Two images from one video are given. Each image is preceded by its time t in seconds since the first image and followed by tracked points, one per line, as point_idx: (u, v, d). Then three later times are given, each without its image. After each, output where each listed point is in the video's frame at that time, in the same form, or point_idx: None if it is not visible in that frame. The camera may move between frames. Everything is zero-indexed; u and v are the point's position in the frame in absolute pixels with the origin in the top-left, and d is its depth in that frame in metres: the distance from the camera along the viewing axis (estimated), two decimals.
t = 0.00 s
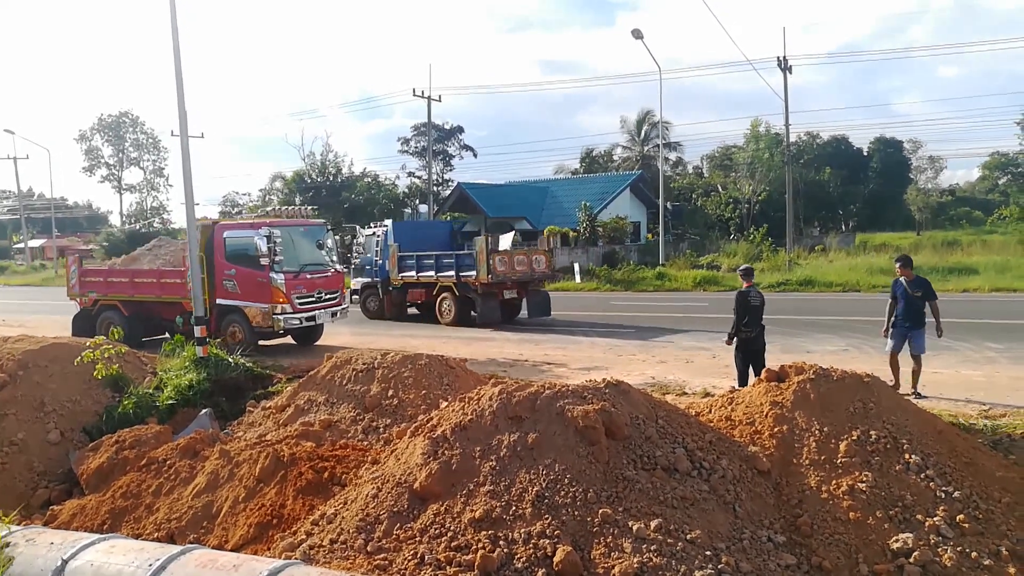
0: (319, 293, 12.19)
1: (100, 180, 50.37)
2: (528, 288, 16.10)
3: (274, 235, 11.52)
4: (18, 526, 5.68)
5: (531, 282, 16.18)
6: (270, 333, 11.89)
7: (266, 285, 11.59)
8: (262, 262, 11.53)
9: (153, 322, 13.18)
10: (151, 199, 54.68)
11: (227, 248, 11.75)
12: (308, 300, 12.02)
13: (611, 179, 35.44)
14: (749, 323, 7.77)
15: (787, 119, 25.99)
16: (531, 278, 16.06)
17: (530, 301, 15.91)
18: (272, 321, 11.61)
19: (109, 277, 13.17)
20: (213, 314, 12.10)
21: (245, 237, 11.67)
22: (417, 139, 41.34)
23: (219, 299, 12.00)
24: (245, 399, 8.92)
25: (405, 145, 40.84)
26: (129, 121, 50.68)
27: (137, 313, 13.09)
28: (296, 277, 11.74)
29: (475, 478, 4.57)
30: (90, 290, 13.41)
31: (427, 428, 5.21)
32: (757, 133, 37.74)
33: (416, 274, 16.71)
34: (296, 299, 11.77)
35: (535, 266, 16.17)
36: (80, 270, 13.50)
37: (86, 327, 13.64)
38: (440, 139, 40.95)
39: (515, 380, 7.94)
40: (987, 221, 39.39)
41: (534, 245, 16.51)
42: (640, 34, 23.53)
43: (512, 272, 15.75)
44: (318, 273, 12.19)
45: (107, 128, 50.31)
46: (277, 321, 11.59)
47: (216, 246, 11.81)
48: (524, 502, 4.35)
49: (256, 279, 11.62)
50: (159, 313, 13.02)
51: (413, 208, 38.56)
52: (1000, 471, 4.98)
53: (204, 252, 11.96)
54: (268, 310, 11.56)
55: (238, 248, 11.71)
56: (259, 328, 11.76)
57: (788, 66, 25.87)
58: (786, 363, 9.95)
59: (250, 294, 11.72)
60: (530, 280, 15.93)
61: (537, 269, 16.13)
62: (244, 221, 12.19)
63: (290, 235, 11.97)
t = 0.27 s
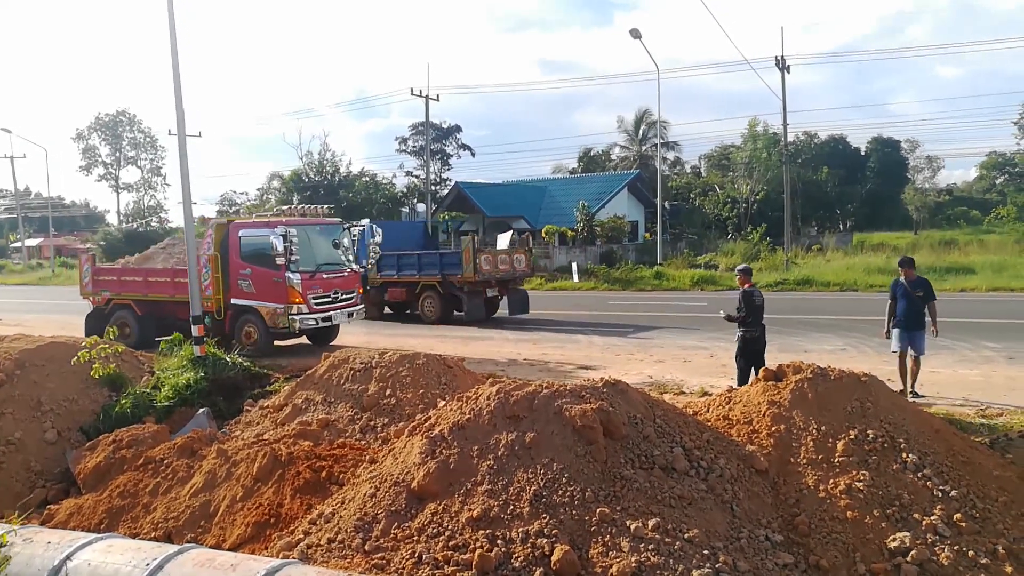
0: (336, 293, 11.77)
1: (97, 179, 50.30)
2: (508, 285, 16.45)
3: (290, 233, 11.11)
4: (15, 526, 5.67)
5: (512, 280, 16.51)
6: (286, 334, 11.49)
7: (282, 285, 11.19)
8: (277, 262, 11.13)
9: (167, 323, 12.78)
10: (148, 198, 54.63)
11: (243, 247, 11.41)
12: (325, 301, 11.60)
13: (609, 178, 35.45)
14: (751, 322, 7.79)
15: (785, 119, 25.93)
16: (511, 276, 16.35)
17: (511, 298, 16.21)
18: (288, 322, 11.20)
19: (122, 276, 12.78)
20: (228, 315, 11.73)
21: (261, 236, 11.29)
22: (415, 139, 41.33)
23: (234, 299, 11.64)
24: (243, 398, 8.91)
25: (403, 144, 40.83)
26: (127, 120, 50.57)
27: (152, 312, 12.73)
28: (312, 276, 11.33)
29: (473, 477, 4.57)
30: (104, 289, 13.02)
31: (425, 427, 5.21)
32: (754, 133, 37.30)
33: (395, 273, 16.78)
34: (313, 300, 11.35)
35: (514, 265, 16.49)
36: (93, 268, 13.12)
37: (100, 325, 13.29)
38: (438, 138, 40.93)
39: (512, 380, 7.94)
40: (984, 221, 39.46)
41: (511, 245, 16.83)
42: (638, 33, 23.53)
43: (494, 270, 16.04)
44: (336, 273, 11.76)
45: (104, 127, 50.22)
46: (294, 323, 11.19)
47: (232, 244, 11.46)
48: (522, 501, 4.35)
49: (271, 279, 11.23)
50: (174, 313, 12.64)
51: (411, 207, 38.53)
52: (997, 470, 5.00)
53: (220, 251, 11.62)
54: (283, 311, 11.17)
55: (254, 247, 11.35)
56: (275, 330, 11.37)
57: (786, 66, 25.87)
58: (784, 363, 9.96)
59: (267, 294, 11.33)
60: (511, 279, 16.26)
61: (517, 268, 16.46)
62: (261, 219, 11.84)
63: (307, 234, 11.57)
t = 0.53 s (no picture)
0: (358, 292, 11.63)
1: (94, 177, 50.24)
2: (480, 283, 16.80)
3: (313, 231, 10.94)
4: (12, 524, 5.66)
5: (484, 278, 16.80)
6: (307, 334, 11.34)
7: (304, 284, 11.03)
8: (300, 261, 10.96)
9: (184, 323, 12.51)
10: (145, 196, 54.57)
11: (264, 245, 11.26)
12: (347, 300, 11.46)
13: (607, 177, 35.44)
14: (751, 320, 7.81)
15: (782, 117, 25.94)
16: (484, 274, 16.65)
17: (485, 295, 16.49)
18: (310, 322, 11.05)
19: (141, 274, 12.57)
20: (248, 315, 11.56)
21: (282, 234, 11.12)
22: (412, 137, 41.28)
23: (254, 297, 11.47)
24: (240, 396, 8.90)
25: (400, 142, 40.78)
26: (123, 118, 50.48)
27: (170, 312, 12.47)
28: (334, 275, 11.18)
29: (471, 475, 4.57)
30: (122, 288, 12.79)
31: (423, 426, 5.21)
32: (751, 131, 37.60)
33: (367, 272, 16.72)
34: (335, 299, 11.21)
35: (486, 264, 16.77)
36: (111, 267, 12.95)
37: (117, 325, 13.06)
38: (435, 136, 40.92)
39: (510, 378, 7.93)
40: (981, 219, 39.54)
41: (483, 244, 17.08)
42: (635, 31, 23.53)
43: (469, 268, 16.34)
44: (357, 272, 11.63)
45: (101, 125, 50.14)
46: (316, 322, 11.04)
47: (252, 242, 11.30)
48: (520, 499, 4.35)
49: (293, 278, 11.06)
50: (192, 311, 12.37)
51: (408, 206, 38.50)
52: (993, 468, 5.01)
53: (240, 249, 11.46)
54: (305, 310, 11.00)
55: (275, 245, 11.20)
56: (297, 330, 11.24)
57: (783, 64, 25.88)
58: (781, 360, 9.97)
59: (289, 293, 11.16)
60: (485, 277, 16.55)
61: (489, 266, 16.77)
62: (281, 217, 11.69)
63: (328, 232, 11.43)
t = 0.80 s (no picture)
0: (379, 292, 11.50)
1: (91, 175, 50.15)
2: (452, 281, 16.85)
3: (336, 229, 10.78)
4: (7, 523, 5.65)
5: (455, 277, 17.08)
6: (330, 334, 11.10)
7: (325, 283, 10.84)
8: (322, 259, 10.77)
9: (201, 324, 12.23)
10: (142, 194, 54.46)
11: (285, 243, 11.05)
12: (368, 299, 11.31)
13: (604, 175, 35.43)
14: (751, 317, 7.83)
15: (780, 116, 25.95)
16: (457, 272, 16.91)
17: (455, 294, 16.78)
18: (333, 322, 10.87)
19: (157, 271, 12.26)
20: (268, 315, 11.34)
21: (304, 232, 10.92)
22: (410, 135, 41.23)
23: (274, 297, 11.25)
24: (237, 394, 8.89)
25: (397, 141, 40.71)
26: (120, 116, 50.37)
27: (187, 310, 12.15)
28: (356, 274, 11.03)
29: (468, 474, 4.57)
30: (139, 287, 12.56)
31: (420, 424, 5.21)
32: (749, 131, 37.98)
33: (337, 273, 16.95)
34: (357, 298, 11.05)
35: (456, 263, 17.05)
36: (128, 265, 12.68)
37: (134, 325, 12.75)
38: (433, 134, 40.88)
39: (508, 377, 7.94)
40: (977, 219, 39.62)
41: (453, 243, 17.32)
42: (633, 31, 23.55)
43: (440, 266, 16.53)
44: (377, 271, 11.48)
45: (98, 123, 50.01)
46: (339, 322, 10.86)
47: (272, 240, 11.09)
48: (517, 498, 4.35)
49: (315, 276, 10.87)
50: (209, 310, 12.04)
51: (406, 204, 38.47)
52: (989, 466, 5.02)
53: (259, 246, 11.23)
54: (328, 310, 10.83)
55: (296, 243, 11.00)
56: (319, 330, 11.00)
57: (781, 63, 25.89)
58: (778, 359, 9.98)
59: (310, 292, 10.96)
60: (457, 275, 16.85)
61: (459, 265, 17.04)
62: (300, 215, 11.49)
63: (349, 231, 11.27)
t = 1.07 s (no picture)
0: (403, 292, 11.05)
1: (87, 176, 50.05)
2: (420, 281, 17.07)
3: (359, 229, 10.39)
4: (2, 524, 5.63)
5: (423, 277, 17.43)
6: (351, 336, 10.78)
7: (349, 284, 10.47)
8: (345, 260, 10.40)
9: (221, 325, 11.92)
10: (138, 195, 54.37)
11: (308, 243, 10.74)
12: (392, 300, 10.88)
13: (601, 176, 35.44)
14: (750, 318, 7.84)
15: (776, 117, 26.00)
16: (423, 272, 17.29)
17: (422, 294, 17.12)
18: (357, 324, 10.49)
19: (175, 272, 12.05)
20: (289, 317, 11.06)
21: (326, 231, 10.58)
22: (406, 135, 41.17)
23: (296, 298, 10.95)
24: (234, 395, 8.88)
25: (394, 141, 40.68)
26: (116, 116, 50.28)
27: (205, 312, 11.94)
28: (380, 275, 10.60)
29: (465, 474, 4.57)
30: (155, 287, 12.25)
31: (417, 425, 5.20)
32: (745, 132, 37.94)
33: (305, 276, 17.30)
34: (382, 299, 10.63)
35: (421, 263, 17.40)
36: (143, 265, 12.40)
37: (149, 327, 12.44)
38: (430, 135, 40.88)
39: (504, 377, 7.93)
40: (973, 220, 39.73)
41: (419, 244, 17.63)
42: (629, 32, 23.58)
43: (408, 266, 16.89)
44: (402, 271, 11.04)
45: (93, 123, 49.91)
46: (362, 324, 10.48)
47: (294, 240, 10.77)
48: (514, 498, 4.35)
49: (338, 278, 10.51)
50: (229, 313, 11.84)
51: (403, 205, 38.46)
52: (985, 467, 5.04)
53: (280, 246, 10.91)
54: (351, 312, 10.45)
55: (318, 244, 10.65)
56: (342, 331, 10.65)
57: (777, 64, 25.94)
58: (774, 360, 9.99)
59: (333, 294, 10.60)
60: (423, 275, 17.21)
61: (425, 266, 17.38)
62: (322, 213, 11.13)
63: (373, 231, 10.88)
